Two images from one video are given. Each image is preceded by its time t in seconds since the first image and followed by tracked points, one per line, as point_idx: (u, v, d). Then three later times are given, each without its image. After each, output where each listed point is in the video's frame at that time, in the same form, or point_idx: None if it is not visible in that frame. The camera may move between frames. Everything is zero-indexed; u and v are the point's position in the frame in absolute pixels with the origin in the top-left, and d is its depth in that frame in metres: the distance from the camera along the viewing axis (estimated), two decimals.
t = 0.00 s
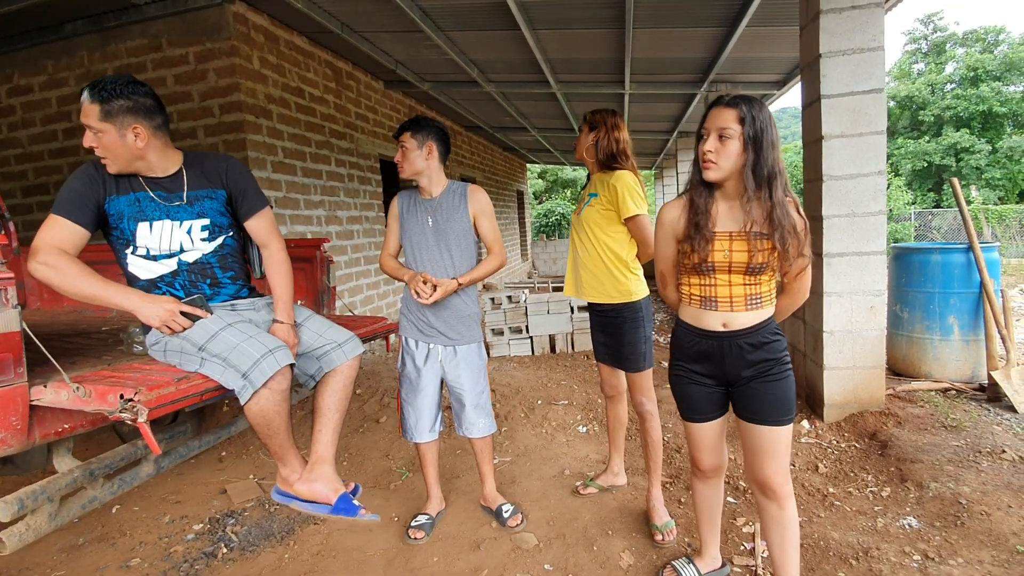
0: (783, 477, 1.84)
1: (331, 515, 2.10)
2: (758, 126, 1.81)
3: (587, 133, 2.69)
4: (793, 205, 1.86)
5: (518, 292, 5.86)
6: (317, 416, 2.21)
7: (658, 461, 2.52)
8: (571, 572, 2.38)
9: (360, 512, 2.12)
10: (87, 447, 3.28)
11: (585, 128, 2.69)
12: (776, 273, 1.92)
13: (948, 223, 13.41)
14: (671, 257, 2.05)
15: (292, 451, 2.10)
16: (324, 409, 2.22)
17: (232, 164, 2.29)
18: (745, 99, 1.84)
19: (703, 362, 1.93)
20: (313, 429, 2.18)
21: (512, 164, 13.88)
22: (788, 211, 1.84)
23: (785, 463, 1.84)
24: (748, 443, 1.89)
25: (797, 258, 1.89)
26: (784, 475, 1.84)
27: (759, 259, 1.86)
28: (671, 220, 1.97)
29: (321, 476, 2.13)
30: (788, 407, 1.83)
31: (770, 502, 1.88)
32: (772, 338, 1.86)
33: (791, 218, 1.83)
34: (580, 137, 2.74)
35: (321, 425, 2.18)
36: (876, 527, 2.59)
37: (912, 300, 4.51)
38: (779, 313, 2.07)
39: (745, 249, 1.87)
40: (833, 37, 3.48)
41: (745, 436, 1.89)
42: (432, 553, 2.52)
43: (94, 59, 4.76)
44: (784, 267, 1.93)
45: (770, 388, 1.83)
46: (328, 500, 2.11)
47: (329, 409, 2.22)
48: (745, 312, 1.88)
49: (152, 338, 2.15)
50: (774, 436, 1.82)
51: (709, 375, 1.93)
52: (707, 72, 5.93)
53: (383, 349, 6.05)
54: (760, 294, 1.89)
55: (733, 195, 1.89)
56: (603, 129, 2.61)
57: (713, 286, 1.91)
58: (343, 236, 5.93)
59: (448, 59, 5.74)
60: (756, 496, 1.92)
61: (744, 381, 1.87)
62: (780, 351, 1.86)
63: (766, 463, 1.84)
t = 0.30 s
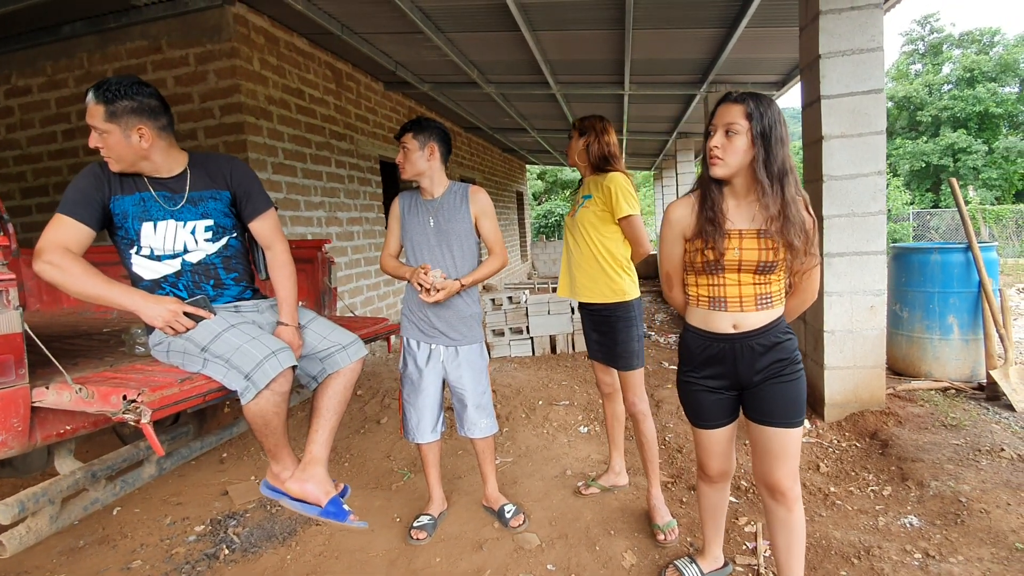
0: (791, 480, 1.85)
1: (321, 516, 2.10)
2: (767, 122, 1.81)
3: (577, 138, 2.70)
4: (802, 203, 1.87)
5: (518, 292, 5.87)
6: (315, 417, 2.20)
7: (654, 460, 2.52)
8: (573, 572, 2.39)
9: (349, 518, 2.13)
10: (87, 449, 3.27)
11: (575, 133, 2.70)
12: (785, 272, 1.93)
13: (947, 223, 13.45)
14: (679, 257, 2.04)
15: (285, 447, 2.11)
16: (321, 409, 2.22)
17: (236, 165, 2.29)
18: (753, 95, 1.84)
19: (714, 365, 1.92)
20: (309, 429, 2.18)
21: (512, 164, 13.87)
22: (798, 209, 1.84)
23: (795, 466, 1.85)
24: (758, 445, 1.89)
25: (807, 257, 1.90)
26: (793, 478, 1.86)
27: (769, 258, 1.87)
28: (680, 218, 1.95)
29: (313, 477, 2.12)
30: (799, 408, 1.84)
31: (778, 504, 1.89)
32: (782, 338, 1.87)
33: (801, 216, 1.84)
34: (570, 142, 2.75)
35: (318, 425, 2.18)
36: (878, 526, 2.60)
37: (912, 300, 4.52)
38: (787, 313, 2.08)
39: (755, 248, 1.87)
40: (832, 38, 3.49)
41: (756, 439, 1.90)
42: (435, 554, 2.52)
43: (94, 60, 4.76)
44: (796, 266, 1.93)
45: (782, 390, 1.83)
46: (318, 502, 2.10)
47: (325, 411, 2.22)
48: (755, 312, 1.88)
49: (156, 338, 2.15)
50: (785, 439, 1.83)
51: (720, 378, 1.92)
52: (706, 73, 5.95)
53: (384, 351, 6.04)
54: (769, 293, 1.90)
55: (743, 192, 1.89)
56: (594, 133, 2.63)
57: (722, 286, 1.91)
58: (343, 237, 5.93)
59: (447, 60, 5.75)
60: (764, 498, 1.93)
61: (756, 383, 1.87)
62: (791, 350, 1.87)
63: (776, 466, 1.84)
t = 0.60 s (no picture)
0: (797, 483, 1.86)
1: (336, 516, 2.10)
2: (771, 120, 1.82)
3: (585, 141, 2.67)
4: (807, 203, 1.87)
5: (520, 293, 5.88)
6: (322, 418, 2.21)
7: (651, 461, 2.52)
8: (576, 571, 2.39)
9: (364, 514, 2.12)
10: (91, 450, 3.28)
11: (585, 135, 2.65)
12: (790, 274, 1.93)
13: (949, 222, 13.42)
14: (683, 257, 2.04)
15: (296, 449, 2.11)
16: (327, 410, 2.23)
17: (239, 166, 2.30)
18: (757, 94, 1.85)
19: (721, 368, 1.91)
20: (318, 430, 2.19)
21: (513, 165, 13.88)
22: (803, 209, 1.84)
23: (801, 469, 1.85)
24: (765, 449, 1.89)
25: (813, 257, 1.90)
26: (798, 482, 1.86)
27: (773, 258, 1.87)
28: (684, 217, 1.97)
29: (326, 477, 2.13)
30: (807, 410, 1.84)
31: (782, 508, 1.90)
32: (789, 339, 1.87)
33: (806, 216, 1.84)
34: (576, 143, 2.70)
35: (327, 426, 2.19)
36: (880, 526, 2.60)
37: (914, 300, 4.52)
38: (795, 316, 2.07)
39: (758, 248, 1.87)
40: (834, 37, 3.49)
41: (762, 443, 1.90)
42: (437, 554, 2.53)
43: (97, 62, 4.77)
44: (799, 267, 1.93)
45: (791, 393, 1.83)
46: (333, 502, 2.11)
47: (333, 411, 2.22)
48: (760, 313, 1.88)
49: (159, 339, 2.15)
50: (792, 442, 1.83)
51: (728, 382, 1.92)
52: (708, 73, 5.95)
53: (387, 351, 6.05)
54: (774, 294, 1.90)
55: (746, 191, 1.89)
56: (607, 137, 2.64)
57: (726, 287, 1.91)
58: (345, 238, 5.94)
59: (449, 61, 5.76)
60: (769, 502, 1.94)
61: (764, 386, 1.87)
62: (798, 351, 1.87)
63: (782, 470, 1.85)
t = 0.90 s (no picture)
0: (799, 483, 1.85)
1: (335, 516, 2.10)
2: (779, 117, 1.81)
3: (603, 138, 2.62)
4: (812, 201, 1.86)
5: (522, 292, 5.87)
6: (322, 418, 2.21)
7: (655, 458, 2.51)
8: (577, 571, 2.38)
9: (362, 516, 2.13)
10: (94, 449, 3.30)
11: (603, 134, 2.61)
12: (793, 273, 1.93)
13: (954, 220, 13.35)
14: (685, 255, 2.02)
15: (295, 448, 2.10)
16: (328, 409, 2.23)
17: (241, 165, 2.30)
18: (765, 90, 1.83)
19: (725, 369, 1.90)
20: (318, 429, 2.19)
21: (516, 165, 13.88)
22: (810, 207, 1.84)
23: (804, 469, 1.84)
24: (768, 449, 1.88)
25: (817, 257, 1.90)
26: (801, 482, 1.85)
27: (778, 257, 1.86)
28: (686, 215, 1.94)
29: (325, 477, 2.13)
30: (810, 410, 1.83)
31: (785, 508, 1.89)
32: (793, 339, 1.86)
33: (812, 214, 1.83)
34: (591, 139, 2.63)
35: (327, 426, 2.19)
36: (884, 526, 2.58)
37: (919, 299, 4.50)
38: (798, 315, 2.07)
39: (764, 246, 1.86)
40: (836, 35, 3.47)
41: (766, 443, 1.89)
42: (438, 554, 2.52)
43: (100, 64, 4.79)
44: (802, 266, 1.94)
45: (796, 393, 1.82)
46: (332, 502, 2.12)
47: (333, 411, 2.23)
48: (764, 313, 1.87)
49: (160, 338, 2.16)
50: (796, 442, 1.82)
51: (732, 383, 1.91)
52: (710, 72, 5.93)
53: (389, 351, 6.05)
54: (779, 294, 1.89)
55: (752, 189, 1.88)
56: (621, 143, 2.65)
57: (730, 287, 1.90)
58: (347, 238, 5.95)
59: (451, 61, 5.76)
60: (772, 502, 1.93)
61: (768, 386, 1.85)
62: (803, 351, 1.86)
63: (786, 471, 1.84)
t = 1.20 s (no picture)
0: (800, 482, 1.85)
1: (327, 518, 2.11)
2: (781, 115, 1.80)
3: (608, 135, 2.60)
4: (813, 199, 1.86)
5: (521, 292, 5.87)
6: (318, 418, 2.21)
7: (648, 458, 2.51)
8: (575, 571, 2.38)
9: (355, 518, 2.15)
10: (93, 452, 3.30)
11: (610, 131, 2.59)
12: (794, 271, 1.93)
13: (955, 217, 13.33)
14: (684, 255, 2.01)
15: (290, 449, 2.11)
16: (324, 410, 2.23)
17: (238, 167, 2.30)
18: (767, 88, 1.82)
19: (727, 371, 1.89)
20: (313, 431, 2.18)
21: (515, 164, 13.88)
22: (811, 206, 1.84)
23: (805, 468, 1.84)
24: (770, 448, 1.88)
25: (817, 255, 1.91)
26: (802, 480, 1.85)
27: (780, 256, 1.86)
28: (685, 214, 1.93)
29: (319, 478, 2.13)
30: (813, 408, 1.83)
31: (785, 506, 1.89)
32: (795, 338, 1.86)
33: (813, 212, 1.84)
34: (598, 136, 2.59)
35: (320, 428, 2.18)
36: (883, 524, 2.58)
37: (918, 296, 4.49)
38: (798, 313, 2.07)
39: (766, 246, 1.86)
40: (833, 32, 3.46)
41: (769, 443, 1.88)
42: (437, 554, 2.52)
43: (98, 66, 4.79)
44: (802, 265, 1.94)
45: (799, 392, 1.81)
46: (325, 503, 2.11)
47: (328, 412, 2.22)
48: (766, 313, 1.86)
49: (157, 340, 2.16)
50: (797, 440, 1.82)
51: (735, 384, 1.90)
52: (708, 70, 5.93)
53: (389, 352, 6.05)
54: (781, 293, 1.89)
55: (754, 188, 1.88)
56: (625, 144, 2.66)
57: (732, 287, 1.89)
58: (346, 238, 5.94)
59: (448, 61, 5.75)
60: (772, 500, 1.93)
61: (771, 387, 1.85)
62: (805, 350, 1.86)
63: (788, 469, 1.84)
